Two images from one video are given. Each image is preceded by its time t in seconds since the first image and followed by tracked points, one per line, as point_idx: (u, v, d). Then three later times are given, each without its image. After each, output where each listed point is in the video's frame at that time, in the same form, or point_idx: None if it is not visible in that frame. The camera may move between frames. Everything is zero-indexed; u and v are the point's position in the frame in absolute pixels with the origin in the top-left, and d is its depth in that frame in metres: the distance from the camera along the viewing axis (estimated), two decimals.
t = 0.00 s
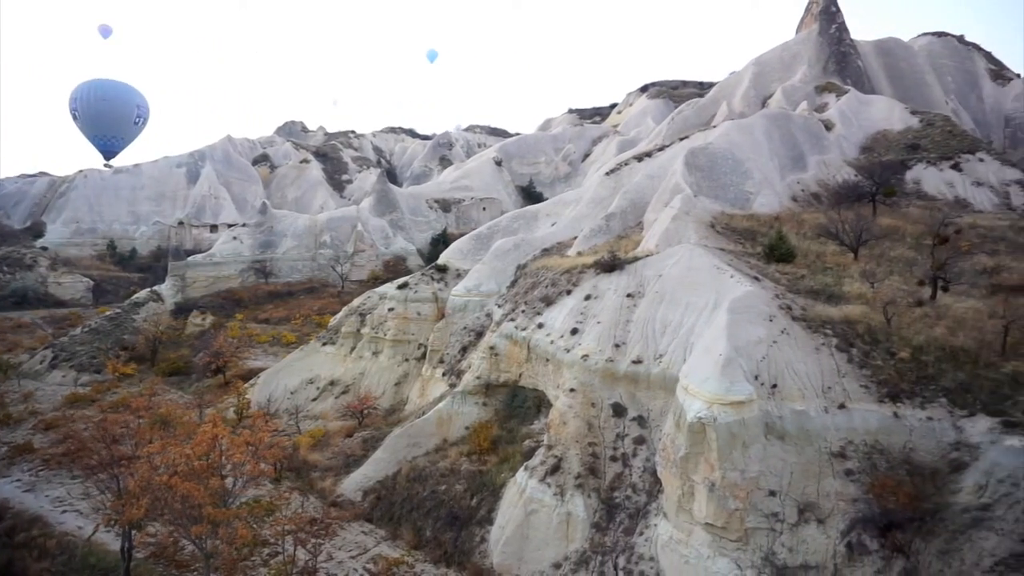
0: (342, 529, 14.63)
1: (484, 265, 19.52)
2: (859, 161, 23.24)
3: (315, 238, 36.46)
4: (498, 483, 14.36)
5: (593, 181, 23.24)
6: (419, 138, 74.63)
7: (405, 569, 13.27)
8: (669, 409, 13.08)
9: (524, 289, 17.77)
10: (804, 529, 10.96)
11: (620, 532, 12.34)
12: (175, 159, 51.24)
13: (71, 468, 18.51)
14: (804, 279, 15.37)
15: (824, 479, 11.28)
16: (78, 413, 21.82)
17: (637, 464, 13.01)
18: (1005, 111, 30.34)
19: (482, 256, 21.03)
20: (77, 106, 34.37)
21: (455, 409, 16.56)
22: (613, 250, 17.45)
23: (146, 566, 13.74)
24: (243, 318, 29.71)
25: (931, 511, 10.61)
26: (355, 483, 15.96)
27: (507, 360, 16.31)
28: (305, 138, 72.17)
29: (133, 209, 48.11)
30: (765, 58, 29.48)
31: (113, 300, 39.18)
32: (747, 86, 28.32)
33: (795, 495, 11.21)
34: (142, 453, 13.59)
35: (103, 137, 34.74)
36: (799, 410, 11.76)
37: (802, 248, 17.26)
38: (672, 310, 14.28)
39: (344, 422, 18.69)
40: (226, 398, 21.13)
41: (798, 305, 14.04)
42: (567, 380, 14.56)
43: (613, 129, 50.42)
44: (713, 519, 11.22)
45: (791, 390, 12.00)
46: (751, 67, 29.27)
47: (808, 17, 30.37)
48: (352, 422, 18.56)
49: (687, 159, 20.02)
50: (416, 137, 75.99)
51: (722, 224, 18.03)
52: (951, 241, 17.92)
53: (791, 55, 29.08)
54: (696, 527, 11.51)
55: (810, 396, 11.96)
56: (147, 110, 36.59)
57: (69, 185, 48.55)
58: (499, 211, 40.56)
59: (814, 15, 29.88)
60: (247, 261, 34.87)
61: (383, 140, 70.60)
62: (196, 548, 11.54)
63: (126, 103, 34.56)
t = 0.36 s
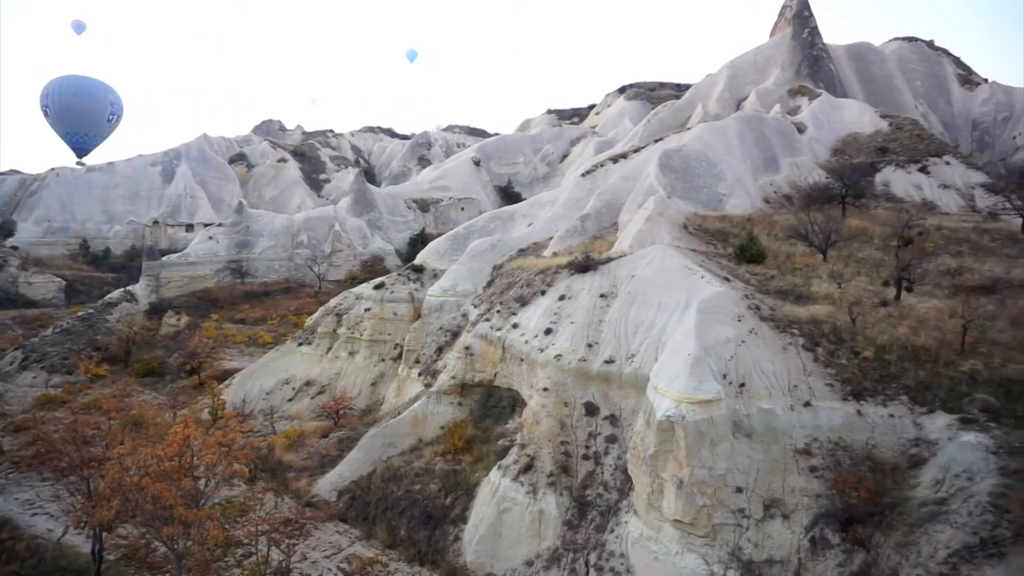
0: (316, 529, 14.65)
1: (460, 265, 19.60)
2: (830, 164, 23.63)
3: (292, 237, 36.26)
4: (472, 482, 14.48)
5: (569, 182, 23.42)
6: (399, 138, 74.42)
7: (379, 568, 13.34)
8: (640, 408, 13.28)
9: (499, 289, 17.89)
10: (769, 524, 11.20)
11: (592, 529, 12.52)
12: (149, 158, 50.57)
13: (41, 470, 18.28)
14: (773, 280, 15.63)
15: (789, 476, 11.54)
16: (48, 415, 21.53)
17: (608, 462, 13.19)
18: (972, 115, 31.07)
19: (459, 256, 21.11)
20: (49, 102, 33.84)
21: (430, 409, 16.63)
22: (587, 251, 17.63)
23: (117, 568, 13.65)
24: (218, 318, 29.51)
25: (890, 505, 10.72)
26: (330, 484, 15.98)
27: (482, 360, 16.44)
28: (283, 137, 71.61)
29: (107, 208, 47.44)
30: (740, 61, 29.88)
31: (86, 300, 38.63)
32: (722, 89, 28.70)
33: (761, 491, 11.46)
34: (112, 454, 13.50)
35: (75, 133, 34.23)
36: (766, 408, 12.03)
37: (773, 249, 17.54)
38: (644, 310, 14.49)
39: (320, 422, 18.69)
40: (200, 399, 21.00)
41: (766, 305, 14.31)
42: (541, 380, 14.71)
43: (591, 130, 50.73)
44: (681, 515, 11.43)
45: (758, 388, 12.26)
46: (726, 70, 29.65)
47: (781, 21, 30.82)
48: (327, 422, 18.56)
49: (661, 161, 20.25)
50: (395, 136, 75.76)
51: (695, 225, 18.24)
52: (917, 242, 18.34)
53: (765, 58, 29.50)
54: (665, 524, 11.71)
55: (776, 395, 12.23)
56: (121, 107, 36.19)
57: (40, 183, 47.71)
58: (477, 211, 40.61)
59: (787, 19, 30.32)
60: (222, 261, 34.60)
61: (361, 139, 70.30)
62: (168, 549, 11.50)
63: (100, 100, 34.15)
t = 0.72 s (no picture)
0: (293, 529, 14.69)
1: (439, 265, 19.66)
2: (806, 166, 23.95)
3: (271, 237, 36.13)
4: (449, 481, 14.59)
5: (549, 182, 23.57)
6: (381, 137, 74.27)
7: (356, 567, 13.41)
8: (615, 407, 13.46)
9: (478, 289, 17.99)
10: (739, 521, 11.41)
11: (566, 527, 12.68)
12: (127, 156, 49.94)
13: (13, 472, 18.08)
14: (747, 281, 15.84)
15: (759, 474, 11.77)
16: (21, 416, 21.27)
17: (583, 461, 13.36)
18: (945, 118, 31.64)
19: (438, 256, 21.17)
20: (23, 98, 33.39)
21: (408, 408, 16.70)
22: (565, 251, 17.76)
23: (91, 570, 13.59)
24: (197, 318, 29.34)
25: (855, 501, 10.97)
26: (307, 483, 16.00)
27: (460, 360, 16.55)
28: (263, 136, 71.12)
29: (84, 206, 46.88)
30: (719, 64, 30.21)
31: (62, 300, 38.17)
32: (701, 91, 29.01)
33: (731, 488, 11.68)
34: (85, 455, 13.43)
35: (50, 131, 33.85)
36: (737, 407, 12.26)
37: (748, 250, 17.76)
38: (620, 310, 14.67)
39: (298, 422, 18.70)
40: (178, 400, 20.89)
41: (739, 305, 14.54)
42: (517, 380, 14.85)
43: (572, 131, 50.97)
44: (653, 513, 11.61)
45: (730, 387, 12.49)
46: (705, 72, 29.97)
47: (759, 25, 31.17)
48: (306, 422, 18.57)
49: (639, 163, 20.42)
50: (376, 136, 75.58)
51: (672, 226, 18.39)
52: (888, 243, 18.69)
53: (743, 61, 29.86)
54: (637, 521, 11.89)
55: (747, 394, 12.46)
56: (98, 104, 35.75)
57: (15, 181, 46.97)
58: (459, 211, 40.68)
59: (765, 23, 30.66)
60: (201, 261, 34.38)
61: (343, 139, 70.05)
62: (141, 550, 11.49)
63: (77, 97, 33.75)
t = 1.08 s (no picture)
0: (269, 530, 14.70)
1: (417, 266, 19.70)
2: (781, 168, 24.23)
3: (249, 237, 35.94)
4: (424, 481, 14.68)
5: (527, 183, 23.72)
6: (361, 137, 73.99)
7: (331, 567, 13.45)
8: (589, 406, 13.63)
9: (455, 290, 18.09)
10: (708, 517, 11.63)
11: (540, 526, 12.84)
12: (102, 154, 49.05)
13: None
14: (719, 281, 16.04)
15: (728, 471, 12.00)
16: None
17: (557, 460, 13.52)
18: (918, 121, 32.24)
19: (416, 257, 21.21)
20: None
21: (385, 409, 16.76)
22: (542, 252, 17.88)
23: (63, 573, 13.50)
24: (174, 319, 29.10)
25: (820, 497, 11.23)
26: (283, 484, 15.99)
27: (437, 360, 16.66)
28: (242, 135, 70.54)
29: (58, 205, 46.19)
30: (696, 66, 30.54)
31: (35, 300, 37.61)
32: (678, 93, 29.31)
33: (701, 486, 11.90)
34: (56, 457, 13.31)
35: (23, 128, 33.32)
36: (707, 406, 12.48)
37: (721, 250, 17.94)
38: (594, 310, 14.83)
39: (275, 423, 18.67)
40: (153, 401, 20.75)
41: (712, 305, 14.76)
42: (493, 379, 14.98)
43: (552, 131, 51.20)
44: (624, 510, 11.80)
45: (700, 387, 12.72)
46: (683, 74, 30.28)
47: (736, 28, 31.53)
48: (282, 423, 18.55)
49: (616, 164, 20.57)
50: (356, 135, 75.30)
51: (647, 227, 18.51)
52: (858, 245, 19.05)
53: (720, 63, 30.22)
54: (609, 519, 12.06)
55: (717, 393, 12.70)
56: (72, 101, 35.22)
57: None
58: (439, 211, 40.67)
59: (741, 26, 31.00)
60: (178, 261, 34.12)
61: (323, 138, 69.70)
62: (113, 552, 11.45)
63: (50, 93, 33.23)
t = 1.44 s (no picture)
0: (247, 532, 14.70)
1: (398, 268, 19.75)
2: (760, 171, 24.28)
3: (231, 238, 35.79)
4: (403, 483, 14.75)
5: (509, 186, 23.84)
6: (345, 138, 73.81)
7: (309, 569, 13.47)
8: (566, 408, 13.77)
9: (435, 292, 18.17)
10: (682, 517, 11.79)
11: (517, 526, 12.96)
12: (81, 155, 48.38)
13: None
14: (697, 284, 16.17)
15: (702, 471, 12.17)
16: None
17: (535, 461, 13.66)
18: (896, 126, 32.72)
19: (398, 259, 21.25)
20: None
21: (365, 411, 16.80)
22: (522, 255, 17.97)
23: None
24: (154, 321, 28.91)
25: (791, 496, 11.42)
26: (263, 487, 16.00)
27: (417, 363, 16.74)
28: (224, 136, 70.08)
29: (37, 206, 45.68)
30: (677, 70, 30.84)
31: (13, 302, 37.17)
32: (660, 96, 29.57)
33: (675, 486, 12.07)
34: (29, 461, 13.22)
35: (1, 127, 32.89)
36: (682, 407, 12.66)
37: (699, 253, 18.01)
38: (573, 312, 14.96)
39: (255, 426, 18.66)
40: (132, 404, 20.64)
41: (689, 307, 14.93)
42: (472, 381, 15.09)
43: (536, 133, 51.38)
44: (600, 511, 11.94)
45: (676, 388, 12.89)
46: (664, 78, 30.56)
47: (717, 32, 31.83)
48: (262, 426, 18.54)
49: (596, 167, 20.63)
50: (340, 136, 75.08)
51: (627, 230, 18.57)
52: (835, 247, 19.31)
53: (701, 67, 30.54)
54: (585, 520, 12.20)
55: (692, 395, 12.87)
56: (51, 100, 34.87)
57: None
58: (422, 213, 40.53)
59: (722, 30, 31.30)
60: (159, 262, 33.96)
61: (307, 139, 69.47)
62: (88, 555, 11.43)
63: (28, 91, 32.87)
